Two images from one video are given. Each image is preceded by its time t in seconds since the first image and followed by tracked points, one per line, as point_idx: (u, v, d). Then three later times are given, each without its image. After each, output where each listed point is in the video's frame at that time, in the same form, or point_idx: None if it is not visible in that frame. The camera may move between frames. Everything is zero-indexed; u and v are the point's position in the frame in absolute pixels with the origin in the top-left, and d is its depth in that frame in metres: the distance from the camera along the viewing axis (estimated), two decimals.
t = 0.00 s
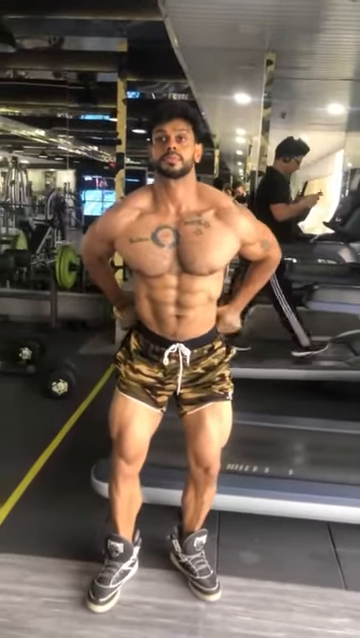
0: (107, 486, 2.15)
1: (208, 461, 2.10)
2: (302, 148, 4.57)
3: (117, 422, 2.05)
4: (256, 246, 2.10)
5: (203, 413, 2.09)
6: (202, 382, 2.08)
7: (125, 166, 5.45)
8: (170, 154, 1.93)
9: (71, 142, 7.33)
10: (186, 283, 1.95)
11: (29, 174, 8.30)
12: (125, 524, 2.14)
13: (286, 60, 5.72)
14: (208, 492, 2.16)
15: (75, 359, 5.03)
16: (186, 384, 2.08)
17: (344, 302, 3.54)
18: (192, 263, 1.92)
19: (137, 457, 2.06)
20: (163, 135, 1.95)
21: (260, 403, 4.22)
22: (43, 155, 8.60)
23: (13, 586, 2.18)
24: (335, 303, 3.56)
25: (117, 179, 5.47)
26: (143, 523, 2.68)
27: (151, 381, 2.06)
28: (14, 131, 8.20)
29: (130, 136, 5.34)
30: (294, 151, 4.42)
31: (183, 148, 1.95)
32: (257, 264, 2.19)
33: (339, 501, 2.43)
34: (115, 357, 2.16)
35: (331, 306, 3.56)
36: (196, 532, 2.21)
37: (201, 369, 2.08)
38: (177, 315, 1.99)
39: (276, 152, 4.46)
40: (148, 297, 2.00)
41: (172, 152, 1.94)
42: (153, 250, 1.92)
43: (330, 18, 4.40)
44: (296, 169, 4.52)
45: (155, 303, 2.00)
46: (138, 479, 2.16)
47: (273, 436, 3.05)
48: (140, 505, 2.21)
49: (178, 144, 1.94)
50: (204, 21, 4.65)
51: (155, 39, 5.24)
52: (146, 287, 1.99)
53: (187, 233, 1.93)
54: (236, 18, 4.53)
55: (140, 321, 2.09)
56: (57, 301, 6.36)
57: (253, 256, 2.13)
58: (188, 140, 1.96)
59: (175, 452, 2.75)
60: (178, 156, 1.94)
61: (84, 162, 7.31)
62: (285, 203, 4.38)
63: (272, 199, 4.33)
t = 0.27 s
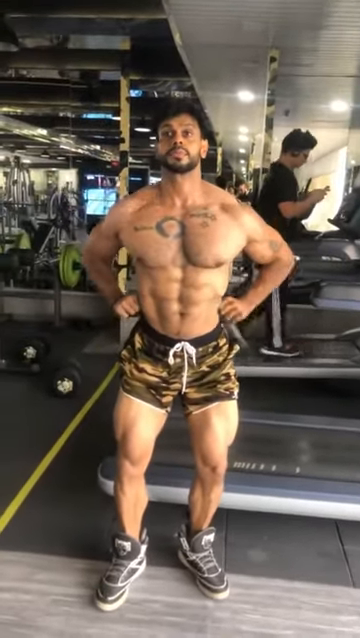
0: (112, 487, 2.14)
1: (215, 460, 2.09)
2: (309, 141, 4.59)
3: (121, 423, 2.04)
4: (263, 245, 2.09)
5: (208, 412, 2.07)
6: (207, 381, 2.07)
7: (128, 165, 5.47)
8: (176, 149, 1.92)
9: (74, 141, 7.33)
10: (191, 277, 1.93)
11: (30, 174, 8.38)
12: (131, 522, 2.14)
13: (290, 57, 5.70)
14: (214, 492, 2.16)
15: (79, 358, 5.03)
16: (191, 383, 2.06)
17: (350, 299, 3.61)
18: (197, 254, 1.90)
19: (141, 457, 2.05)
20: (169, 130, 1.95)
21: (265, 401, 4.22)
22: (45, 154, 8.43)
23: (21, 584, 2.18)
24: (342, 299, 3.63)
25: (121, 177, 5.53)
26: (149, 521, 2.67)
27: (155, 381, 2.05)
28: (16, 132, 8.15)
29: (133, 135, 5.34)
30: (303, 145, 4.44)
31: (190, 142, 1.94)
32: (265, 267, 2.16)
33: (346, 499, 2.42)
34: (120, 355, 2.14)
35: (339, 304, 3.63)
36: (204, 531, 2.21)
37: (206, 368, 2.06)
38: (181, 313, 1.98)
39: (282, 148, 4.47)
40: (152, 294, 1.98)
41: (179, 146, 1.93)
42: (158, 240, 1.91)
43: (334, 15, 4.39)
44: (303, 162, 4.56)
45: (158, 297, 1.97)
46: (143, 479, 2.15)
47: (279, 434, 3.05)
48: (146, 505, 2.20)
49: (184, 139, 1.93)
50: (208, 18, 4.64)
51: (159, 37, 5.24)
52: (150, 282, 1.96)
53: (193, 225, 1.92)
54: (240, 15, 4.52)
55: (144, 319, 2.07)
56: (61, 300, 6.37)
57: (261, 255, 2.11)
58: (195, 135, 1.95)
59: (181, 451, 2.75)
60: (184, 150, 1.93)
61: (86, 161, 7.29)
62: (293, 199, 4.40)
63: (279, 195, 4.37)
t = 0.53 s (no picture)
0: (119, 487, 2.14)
1: (221, 458, 2.09)
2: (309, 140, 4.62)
3: (127, 422, 2.04)
4: (271, 240, 2.08)
5: (214, 411, 2.07)
6: (213, 380, 2.07)
7: (131, 164, 5.48)
8: (180, 142, 1.93)
9: (77, 141, 7.34)
10: (196, 269, 1.93)
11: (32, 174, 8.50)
12: (136, 517, 2.14)
13: (292, 55, 5.70)
14: (219, 488, 2.16)
15: (84, 357, 5.04)
16: (197, 381, 2.07)
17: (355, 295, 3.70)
18: (202, 244, 1.90)
19: (148, 457, 2.06)
20: (173, 123, 1.94)
21: (269, 399, 4.22)
22: (48, 155, 8.53)
23: (28, 581, 2.19)
24: (346, 296, 3.72)
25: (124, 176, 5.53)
26: (155, 519, 2.68)
27: (161, 379, 2.05)
28: (19, 132, 8.18)
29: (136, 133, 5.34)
30: (305, 146, 4.50)
31: (194, 136, 1.94)
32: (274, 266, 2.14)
33: (352, 496, 2.42)
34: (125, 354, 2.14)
35: (343, 300, 3.72)
36: (211, 527, 2.21)
37: (211, 366, 2.06)
38: (186, 310, 1.98)
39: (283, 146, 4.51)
40: (158, 290, 1.98)
41: (183, 139, 1.93)
42: (163, 230, 1.92)
43: (337, 12, 4.39)
44: (304, 161, 4.60)
45: (163, 290, 1.97)
46: (149, 478, 2.16)
47: (284, 431, 3.05)
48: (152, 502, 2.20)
49: (188, 133, 1.93)
50: (210, 17, 4.64)
51: (162, 36, 5.24)
52: (155, 275, 1.96)
53: (197, 216, 1.93)
54: (242, 13, 4.53)
55: (149, 317, 2.07)
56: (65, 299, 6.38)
57: (269, 251, 2.10)
58: (199, 129, 1.95)
59: (186, 448, 2.75)
60: (188, 143, 1.93)
61: (88, 161, 7.24)
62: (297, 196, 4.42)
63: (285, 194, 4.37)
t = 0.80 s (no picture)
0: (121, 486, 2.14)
1: (224, 457, 2.09)
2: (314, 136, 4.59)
3: (129, 421, 2.04)
4: (275, 239, 2.06)
5: (217, 410, 2.07)
6: (216, 379, 2.07)
7: (134, 164, 5.48)
8: (185, 141, 1.93)
9: (80, 140, 7.34)
10: (198, 262, 1.93)
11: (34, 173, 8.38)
12: (138, 514, 2.14)
13: (295, 54, 5.68)
14: (222, 488, 2.16)
15: (86, 356, 5.04)
16: (200, 380, 2.06)
17: None
18: (205, 236, 1.90)
19: (150, 456, 2.06)
20: (178, 122, 1.95)
21: (272, 398, 4.21)
22: (51, 154, 8.33)
23: (31, 580, 2.19)
24: (351, 295, 3.77)
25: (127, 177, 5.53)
26: (157, 518, 2.68)
27: (163, 378, 2.05)
28: (22, 131, 8.20)
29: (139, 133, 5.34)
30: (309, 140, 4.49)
31: (198, 135, 1.94)
32: (279, 268, 2.09)
33: (354, 495, 2.41)
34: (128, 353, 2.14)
35: (347, 299, 3.77)
36: (213, 527, 2.21)
37: (214, 365, 2.06)
38: (189, 309, 1.98)
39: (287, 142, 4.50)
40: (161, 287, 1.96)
41: (188, 138, 1.93)
42: (166, 222, 1.93)
43: (340, 10, 4.37)
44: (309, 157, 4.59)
45: (165, 283, 1.95)
46: (152, 477, 2.15)
47: (286, 430, 3.04)
48: (155, 502, 2.19)
49: (193, 131, 1.94)
50: (214, 16, 4.64)
51: (165, 35, 5.24)
52: (157, 269, 1.95)
53: (201, 210, 1.93)
54: (245, 12, 4.51)
55: (153, 316, 2.07)
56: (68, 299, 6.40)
57: (273, 251, 2.07)
58: (203, 128, 1.95)
59: (188, 447, 2.75)
60: (193, 142, 1.93)
61: (91, 161, 7.35)
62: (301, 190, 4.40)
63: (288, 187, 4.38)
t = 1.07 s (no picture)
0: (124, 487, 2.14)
1: (227, 458, 2.08)
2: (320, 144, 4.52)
3: (132, 422, 2.04)
4: (279, 239, 2.05)
5: (220, 412, 2.07)
6: (218, 381, 2.07)
7: (138, 166, 5.45)
8: (188, 146, 1.94)
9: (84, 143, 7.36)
10: (201, 258, 1.92)
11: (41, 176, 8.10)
12: (140, 512, 2.13)
13: (299, 56, 5.67)
14: (225, 489, 2.15)
15: (91, 359, 5.05)
16: (202, 382, 2.06)
17: None
18: (207, 231, 1.90)
19: (153, 457, 2.06)
20: (181, 127, 1.96)
21: (276, 401, 4.21)
22: (56, 155, 8.04)
23: (33, 582, 2.19)
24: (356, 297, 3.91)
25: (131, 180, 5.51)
26: (160, 520, 2.68)
27: (166, 380, 2.05)
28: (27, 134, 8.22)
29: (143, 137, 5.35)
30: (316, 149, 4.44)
31: (201, 139, 1.95)
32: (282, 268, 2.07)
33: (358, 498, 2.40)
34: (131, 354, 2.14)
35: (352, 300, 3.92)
36: (216, 529, 2.20)
37: (217, 367, 2.06)
38: (192, 310, 1.98)
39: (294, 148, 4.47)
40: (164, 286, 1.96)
41: (191, 143, 1.94)
42: (170, 218, 1.94)
43: (344, 13, 4.37)
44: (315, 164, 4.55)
45: (167, 280, 1.95)
46: (155, 478, 2.15)
47: (290, 433, 3.03)
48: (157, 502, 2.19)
49: (196, 136, 1.95)
50: (217, 19, 4.64)
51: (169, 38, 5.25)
52: (160, 266, 1.95)
53: (204, 207, 1.94)
54: (249, 15, 4.51)
55: (156, 316, 2.07)
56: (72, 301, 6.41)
57: (276, 250, 2.06)
58: (207, 132, 1.96)
59: (191, 449, 2.75)
60: (196, 147, 1.94)
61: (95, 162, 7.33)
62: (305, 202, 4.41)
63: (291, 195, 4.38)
